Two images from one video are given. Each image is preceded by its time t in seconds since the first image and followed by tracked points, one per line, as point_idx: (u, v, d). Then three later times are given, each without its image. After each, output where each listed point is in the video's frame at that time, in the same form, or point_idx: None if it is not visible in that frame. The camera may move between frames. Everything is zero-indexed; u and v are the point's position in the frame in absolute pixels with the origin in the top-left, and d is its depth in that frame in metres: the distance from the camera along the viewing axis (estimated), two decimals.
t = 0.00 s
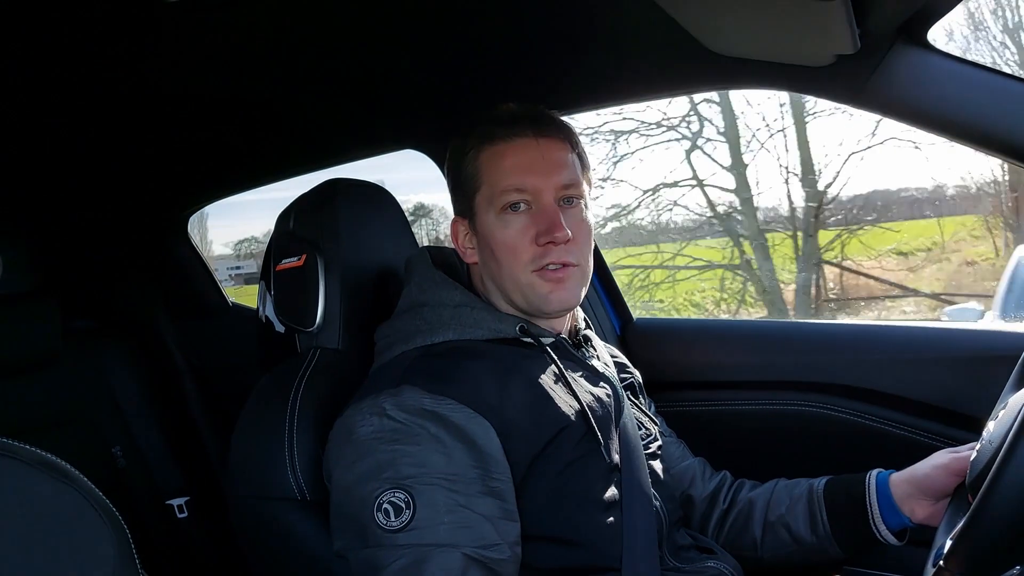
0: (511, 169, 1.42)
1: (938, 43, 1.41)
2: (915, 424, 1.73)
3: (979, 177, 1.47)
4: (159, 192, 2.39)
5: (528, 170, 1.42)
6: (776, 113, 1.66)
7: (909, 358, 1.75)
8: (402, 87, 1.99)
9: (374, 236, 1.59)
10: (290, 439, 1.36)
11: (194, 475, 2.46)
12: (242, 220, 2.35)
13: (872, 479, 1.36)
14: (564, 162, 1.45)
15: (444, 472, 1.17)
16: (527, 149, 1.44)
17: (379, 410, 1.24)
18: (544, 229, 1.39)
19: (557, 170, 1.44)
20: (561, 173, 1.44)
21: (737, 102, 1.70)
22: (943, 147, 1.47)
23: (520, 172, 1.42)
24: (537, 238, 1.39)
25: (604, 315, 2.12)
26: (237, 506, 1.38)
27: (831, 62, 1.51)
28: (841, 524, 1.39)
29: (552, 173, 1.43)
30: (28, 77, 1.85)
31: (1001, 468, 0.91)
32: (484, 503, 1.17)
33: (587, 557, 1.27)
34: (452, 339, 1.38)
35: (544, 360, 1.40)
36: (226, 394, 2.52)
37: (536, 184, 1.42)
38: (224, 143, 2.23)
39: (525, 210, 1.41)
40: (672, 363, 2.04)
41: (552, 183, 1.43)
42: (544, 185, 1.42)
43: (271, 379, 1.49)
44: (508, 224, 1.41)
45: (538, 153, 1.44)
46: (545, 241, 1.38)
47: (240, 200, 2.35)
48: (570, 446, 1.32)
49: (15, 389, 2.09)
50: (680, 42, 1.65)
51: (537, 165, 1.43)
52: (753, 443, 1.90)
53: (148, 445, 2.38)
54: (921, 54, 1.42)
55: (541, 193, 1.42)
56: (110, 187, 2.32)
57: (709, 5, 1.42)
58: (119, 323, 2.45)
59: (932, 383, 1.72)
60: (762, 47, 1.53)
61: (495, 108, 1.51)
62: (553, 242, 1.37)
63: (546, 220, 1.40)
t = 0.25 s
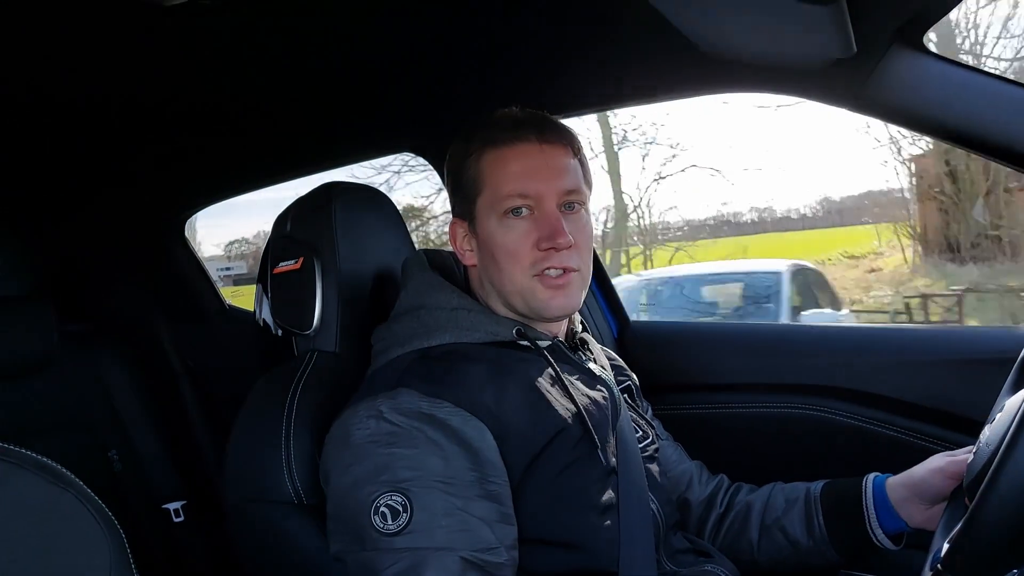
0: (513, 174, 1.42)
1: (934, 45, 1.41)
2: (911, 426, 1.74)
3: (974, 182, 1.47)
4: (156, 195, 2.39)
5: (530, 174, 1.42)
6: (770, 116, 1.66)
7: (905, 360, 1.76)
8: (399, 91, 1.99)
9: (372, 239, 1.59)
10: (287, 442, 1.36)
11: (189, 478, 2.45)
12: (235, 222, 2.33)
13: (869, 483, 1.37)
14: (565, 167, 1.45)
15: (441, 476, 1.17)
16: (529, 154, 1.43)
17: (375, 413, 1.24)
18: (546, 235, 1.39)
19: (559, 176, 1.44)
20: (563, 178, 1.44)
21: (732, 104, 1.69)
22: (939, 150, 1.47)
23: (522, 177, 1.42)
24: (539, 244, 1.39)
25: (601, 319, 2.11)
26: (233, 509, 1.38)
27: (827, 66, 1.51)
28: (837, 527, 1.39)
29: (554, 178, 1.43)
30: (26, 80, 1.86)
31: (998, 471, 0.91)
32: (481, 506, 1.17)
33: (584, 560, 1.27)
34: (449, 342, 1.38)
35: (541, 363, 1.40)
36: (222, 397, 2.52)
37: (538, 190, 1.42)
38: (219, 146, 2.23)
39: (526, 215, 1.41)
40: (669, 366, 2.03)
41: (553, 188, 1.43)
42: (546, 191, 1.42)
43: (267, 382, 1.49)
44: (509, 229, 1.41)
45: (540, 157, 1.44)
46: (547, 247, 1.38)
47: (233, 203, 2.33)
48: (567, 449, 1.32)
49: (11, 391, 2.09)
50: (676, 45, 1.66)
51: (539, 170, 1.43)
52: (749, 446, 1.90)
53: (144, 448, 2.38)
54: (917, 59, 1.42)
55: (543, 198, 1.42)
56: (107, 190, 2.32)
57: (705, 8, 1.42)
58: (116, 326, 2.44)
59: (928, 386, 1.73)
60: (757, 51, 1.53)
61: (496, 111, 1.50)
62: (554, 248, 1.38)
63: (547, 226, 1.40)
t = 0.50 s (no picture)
0: (524, 175, 1.42)
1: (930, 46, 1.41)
2: (907, 426, 1.75)
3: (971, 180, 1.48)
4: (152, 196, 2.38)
5: (540, 175, 1.42)
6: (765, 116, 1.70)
7: (900, 360, 1.77)
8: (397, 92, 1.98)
9: (368, 240, 1.59)
10: (284, 443, 1.35)
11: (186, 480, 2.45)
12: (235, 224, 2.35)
13: (865, 484, 1.37)
14: (574, 170, 1.45)
15: (441, 475, 1.17)
16: (540, 155, 1.44)
17: (374, 413, 1.24)
18: (555, 237, 1.39)
19: (569, 178, 1.45)
20: (572, 181, 1.45)
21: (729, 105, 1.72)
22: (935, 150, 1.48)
23: (533, 178, 1.42)
24: (547, 245, 1.39)
25: (598, 318, 2.10)
26: (230, 510, 1.38)
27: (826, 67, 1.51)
28: (834, 527, 1.39)
29: (565, 180, 1.44)
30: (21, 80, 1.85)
31: (994, 470, 0.92)
32: (480, 505, 1.17)
33: (582, 560, 1.27)
34: (447, 342, 1.38)
35: (539, 363, 1.40)
36: (219, 398, 2.52)
37: (548, 191, 1.42)
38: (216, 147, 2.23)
39: (536, 216, 1.41)
40: (666, 367, 2.04)
41: (562, 190, 1.43)
42: (556, 193, 1.42)
43: (264, 383, 1.48)
44: (518, 229, 1.41)
45: (551, 159, 1.44)
46: (556, 248, 1.39)
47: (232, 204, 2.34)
48: (564, 449, 1.32)
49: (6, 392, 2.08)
50: (673, 46, 1.66)
51: (549, 171, 1.43)
52: (746, 445, 1.90)
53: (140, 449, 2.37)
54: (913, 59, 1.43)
55: (553, 199, 1.42)
56: (103, 191, 2.31)
57: (703, 10, 1.42)
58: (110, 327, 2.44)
59: (923, 386, 1.74)
60: (754, 51, 1.53)
61: (505, 110, 1.50)
62: (564, 250, 1.38)
63: (556, 227, 1.40)
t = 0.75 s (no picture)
0: (551, 170, 1.45)
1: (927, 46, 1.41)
2: (904, 425, 1.75)
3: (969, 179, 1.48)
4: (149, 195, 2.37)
5: (565, 170, 1.45)
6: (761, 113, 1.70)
7: (899, 360, 1.77)
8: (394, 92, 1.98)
9: (366, 240, 1.58)
10: (282, 444, 1.35)
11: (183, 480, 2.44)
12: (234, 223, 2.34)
13: (864, 484, 1.37)
14: (590, 166, 1.50)
15: (439, 475, 1.17)
16: (563, 151, 1.47)
17: (373, 413, 1.24)
18: (585, 229, 1.43)
19: (587, 175, 1.49)
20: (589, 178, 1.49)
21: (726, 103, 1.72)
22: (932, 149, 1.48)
23: (559, 173, 1.45)
24: (578, 238, 1.42)
25: (596, 318, 2.08)
26: (228, 510, 1.37)
27: (824, 65, 1.51)
28: (831, 527, 1.39)
29: (584, 176, 1.48)
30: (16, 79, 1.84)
31: (991, 472, 0.91)
32: (478, 506, 1.17)
33: (579, 560, 1.27)
34: (445, 342, 1.38)
35: (538, 363, 1.40)
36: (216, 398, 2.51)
37: (572, 186, 1.45)
38: (213, 146, 2.22)
39: (563, 210, 1.43)
40: (668, 367, 2.02)
41: (583, 185, 1.47)
42: (580, 188, 1.46)
43: (262, 383, 1.48)
44: (547, 223, 1.42)
45: (572, 156, 1.47)
46: (587, 241, 1.42)
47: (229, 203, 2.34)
48: (562, 450, 1.32)
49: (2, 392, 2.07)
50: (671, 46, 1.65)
51: (572, 166, 1.47)
52: (744, 446, 1.90)
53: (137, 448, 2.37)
54: (910, 58, 1.42)
55: (577, 194, 1.45)
56: (100, 190, 2.30)
57: (701, 9, 1.41)
58: (107, 326, 2.44)
59: (921, 386, 1.74)
60: (753, 50, 1.52)
61: (518, 108, 1.52)
62: (595, 242, 1.42)
63: (584, 220, 1.43)
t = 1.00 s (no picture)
0: (549, 167, 1.45)
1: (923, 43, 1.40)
2: (901, 423, 1.75)
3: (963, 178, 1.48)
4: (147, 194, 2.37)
5: (563, 168, 1.46)
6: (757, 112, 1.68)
7: (896, 359, 1.77)
8: (391, 91, 1.97)
9: (363, 237, 1.58)
10: (279, 441, 1.35)
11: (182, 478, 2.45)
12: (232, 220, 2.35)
13: (860, 480, 1.37)
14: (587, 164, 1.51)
15: (435, 473, 1.17)
16: (558, 148, 1.47)
17: (368, 411, 1.24)
18: (584, 225, 1.43)
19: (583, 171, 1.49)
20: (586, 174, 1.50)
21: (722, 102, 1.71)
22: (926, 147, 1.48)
23: (555, 170, 1.45)
24: (578, 233, 1.42)
25: (593, 316, 2.11)
26: (224, 509, 1.37)
27: (820, 64, 1.50)
28: (827, 526, 1.39)
29: (581, 174, 1.49)
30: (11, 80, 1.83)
31: (986, 472, 0.91)
32: (474, 504, 1.17)
33: (575, 558, 1.27)
34: (442, 340, 1.38)
35: (534, 361, 1.40)
36: (214, 397, 2.51)
37: (570, 183, 1.46)
38: (210, 145, 2.22)
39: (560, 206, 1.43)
40: (663, 366, 2.04)
41: (581, 182, 1.48)
42: (577, 184, 1.46)
43: (259, 381, 1.48)
44: (547, 219, 1.42)
45: (567, 153, 1.48)
46: (587, 235, 1.42)
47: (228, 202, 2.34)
48: (559, 448, 1.32)
49: None
50: (667, 46, 1.65)
51: (569, 164, 1.47)
52: (742, 444, 1.90)
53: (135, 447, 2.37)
54: (907, 56, 1.42)
55: (574, 191, 1.45)
56: (97, 189, 2.30)
57: (696, 9, 1.40)
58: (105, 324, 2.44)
59: (919, 385, 1.74)
60: (748, 49, 1.52)
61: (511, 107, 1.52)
62: (595, 237, 1.42)
63: (583, 217, 1.44)
